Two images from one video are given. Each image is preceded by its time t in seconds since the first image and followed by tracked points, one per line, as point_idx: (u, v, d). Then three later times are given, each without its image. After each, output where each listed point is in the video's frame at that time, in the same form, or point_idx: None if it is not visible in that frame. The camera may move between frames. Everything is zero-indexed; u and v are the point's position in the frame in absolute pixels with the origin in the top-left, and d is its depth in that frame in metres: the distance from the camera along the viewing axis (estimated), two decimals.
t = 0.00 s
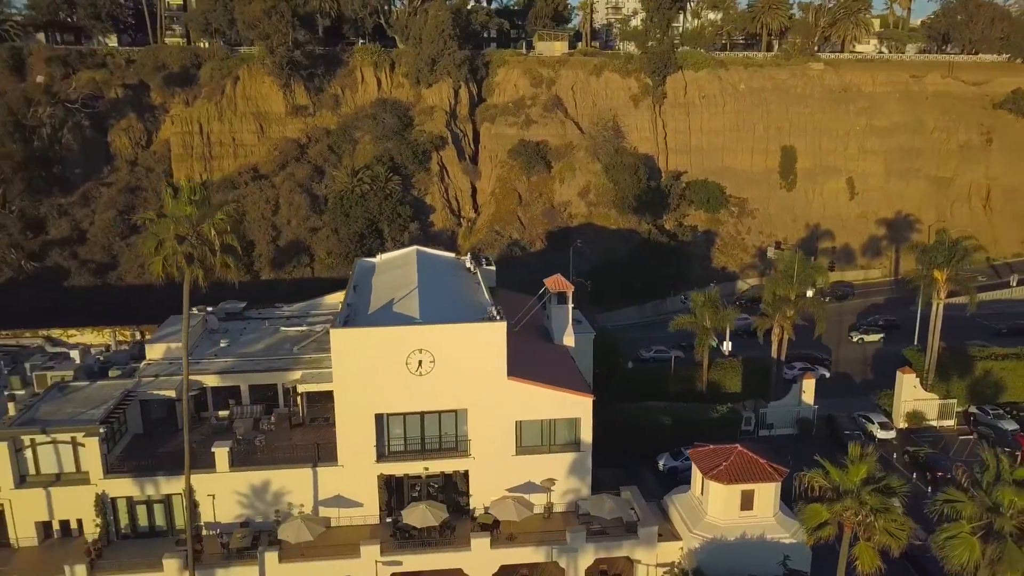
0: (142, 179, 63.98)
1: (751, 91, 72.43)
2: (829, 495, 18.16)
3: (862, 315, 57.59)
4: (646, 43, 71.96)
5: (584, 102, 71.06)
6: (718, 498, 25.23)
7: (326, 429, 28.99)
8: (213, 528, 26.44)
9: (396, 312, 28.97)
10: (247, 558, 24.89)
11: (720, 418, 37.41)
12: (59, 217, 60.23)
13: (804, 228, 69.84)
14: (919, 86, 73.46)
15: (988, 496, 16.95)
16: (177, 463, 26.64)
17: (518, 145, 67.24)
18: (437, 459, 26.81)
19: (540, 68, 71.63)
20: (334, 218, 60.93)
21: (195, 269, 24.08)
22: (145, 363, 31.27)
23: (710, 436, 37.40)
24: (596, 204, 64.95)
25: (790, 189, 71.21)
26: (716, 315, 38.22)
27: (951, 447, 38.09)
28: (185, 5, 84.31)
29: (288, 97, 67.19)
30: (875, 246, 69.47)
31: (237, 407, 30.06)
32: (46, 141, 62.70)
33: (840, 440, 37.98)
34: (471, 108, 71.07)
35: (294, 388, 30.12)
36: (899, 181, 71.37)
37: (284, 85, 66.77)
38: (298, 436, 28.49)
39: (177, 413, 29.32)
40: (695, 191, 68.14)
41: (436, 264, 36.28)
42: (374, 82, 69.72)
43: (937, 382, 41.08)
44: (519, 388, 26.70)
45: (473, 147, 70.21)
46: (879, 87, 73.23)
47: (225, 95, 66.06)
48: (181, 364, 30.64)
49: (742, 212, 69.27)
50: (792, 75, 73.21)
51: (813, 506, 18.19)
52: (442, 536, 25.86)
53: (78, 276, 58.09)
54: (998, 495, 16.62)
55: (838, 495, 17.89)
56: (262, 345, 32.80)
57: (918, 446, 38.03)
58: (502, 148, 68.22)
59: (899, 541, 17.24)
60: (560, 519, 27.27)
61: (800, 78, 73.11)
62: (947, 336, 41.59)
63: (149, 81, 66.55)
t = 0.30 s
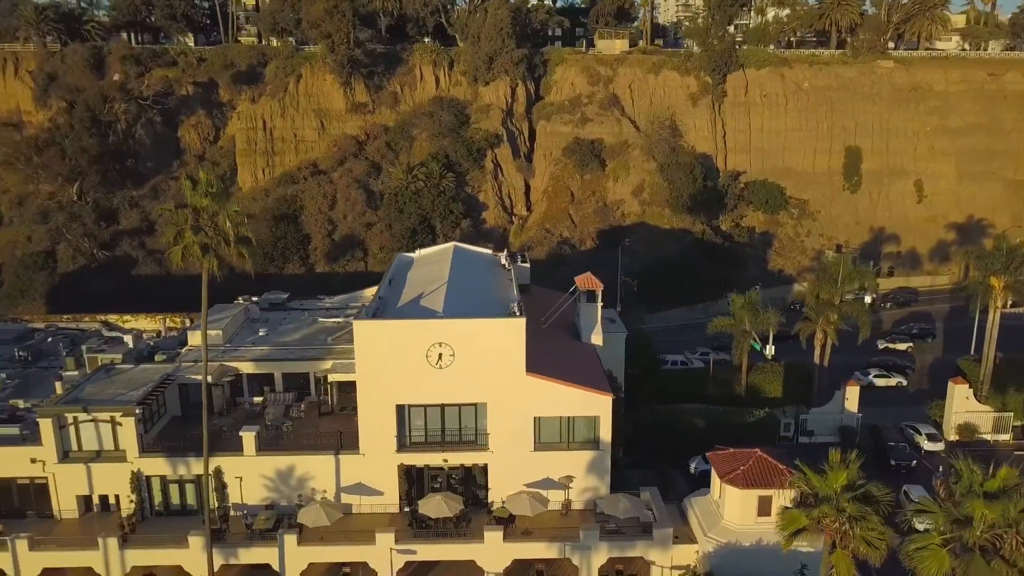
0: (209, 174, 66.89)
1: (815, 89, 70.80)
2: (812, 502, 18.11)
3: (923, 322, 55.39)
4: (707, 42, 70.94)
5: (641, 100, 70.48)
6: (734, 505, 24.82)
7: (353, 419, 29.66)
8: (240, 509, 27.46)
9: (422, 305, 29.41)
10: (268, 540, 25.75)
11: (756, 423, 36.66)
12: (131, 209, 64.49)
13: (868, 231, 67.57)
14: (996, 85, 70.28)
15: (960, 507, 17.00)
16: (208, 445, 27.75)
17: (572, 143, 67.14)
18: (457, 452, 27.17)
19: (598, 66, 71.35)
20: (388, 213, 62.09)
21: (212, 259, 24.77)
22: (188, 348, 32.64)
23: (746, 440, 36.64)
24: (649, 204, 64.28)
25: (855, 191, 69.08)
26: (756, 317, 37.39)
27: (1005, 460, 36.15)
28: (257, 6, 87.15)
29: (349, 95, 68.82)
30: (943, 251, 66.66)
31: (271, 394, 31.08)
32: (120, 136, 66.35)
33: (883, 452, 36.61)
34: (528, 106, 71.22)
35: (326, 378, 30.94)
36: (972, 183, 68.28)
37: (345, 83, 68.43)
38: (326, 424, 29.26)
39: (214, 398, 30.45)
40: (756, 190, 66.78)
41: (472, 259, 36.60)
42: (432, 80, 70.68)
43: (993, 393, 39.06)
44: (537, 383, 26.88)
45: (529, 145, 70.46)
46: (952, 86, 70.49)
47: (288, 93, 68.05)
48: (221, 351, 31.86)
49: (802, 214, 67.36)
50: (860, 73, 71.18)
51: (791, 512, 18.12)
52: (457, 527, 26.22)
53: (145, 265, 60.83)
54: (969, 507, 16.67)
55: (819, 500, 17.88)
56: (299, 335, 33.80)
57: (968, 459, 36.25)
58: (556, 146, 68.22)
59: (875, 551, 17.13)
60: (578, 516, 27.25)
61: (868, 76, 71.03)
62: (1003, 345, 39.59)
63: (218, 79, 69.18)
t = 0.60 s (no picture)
0: (270, 169, 69.07)
1: (881, 88, 68.51)
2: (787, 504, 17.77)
3: (986, 331, 53.03)
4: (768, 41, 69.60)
5: (699, 98, 69.48)
6: (748, 509, 24.42)
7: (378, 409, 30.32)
8: (267, 492, 28.45)
9: (447, 299, 29.86)
10: (289, 523, 26.63)
11: (791, 429, 35.89)
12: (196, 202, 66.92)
13: (934, 235, 65.03)
14: None
15: (920, 514, 16.07)
16: (239, 429, 28.84)
17: (626, 142, 66.69)
18: (474, 444, 27.51)
19: (655, 63, 70.60)
20: (440, 209, 62.98)
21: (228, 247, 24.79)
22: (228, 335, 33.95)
23: (779, 446, 35.95)
24: (702, 203, 63.35)
25: (921, 193, 66.61)
26: (795, 321, 36.53)
27: None
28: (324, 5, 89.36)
29: (406, 92, 70.00)
30: (1015, 257, 63.61)
31: (304, 382, 32.06)
32: (188, 132, 69.14)
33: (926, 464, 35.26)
34: (584, 104, 70.98)
35: (356, 368, 31.73)
36: None
37: (402, 81, 69.61)
38: (352, 413, 30.01)
39: (248, 385, 31.61)
40: (814, 192, 65.07)
41: (507, 255, 36.94)
42: (489, 78, 71.25)
43: None
44: (555, 380, 27.01)
45: (583, 143, 70.31)
46: None
47: (347, 90, 69.65)
48: (258, 338, 33.04)
49: (864, 217, 65.30)
50: (929, 71, 68.52)
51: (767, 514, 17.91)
52: (472, 519, 26.58)
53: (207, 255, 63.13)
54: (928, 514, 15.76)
55: (792, 503, 17.56)
56: (334, 326, 34.75)
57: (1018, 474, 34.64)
58: (610, 144, 67.84)
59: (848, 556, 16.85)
60: (593, 514, 27.23)
61: (939, 74, 68.32)
62: None
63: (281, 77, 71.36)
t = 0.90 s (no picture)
0: (329, 164, 70.84)
1: (952, 86, 65.89)
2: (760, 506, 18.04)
3: None
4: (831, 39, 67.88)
5: (758, 97, 68.19)
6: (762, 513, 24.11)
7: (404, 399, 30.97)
8: (295, 476, 29.42)
9: (473, 294, 30.32)
10: (312, 507, 27.49)
11: (828, 435, 35.02)
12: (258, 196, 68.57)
13: (1004, 241, 62.21)
14: None
15: (877, 519, 16.06)
16: (270, 415, 29.90)
17: (680, 140, 65.96)
18: (493, 438, 27.88)
19: (713, 62, 69.63)
20: (491, 206, 63.67)
21: (247, 238, 24.39)
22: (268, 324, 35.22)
23: (815, 452, 35.01)
24: (757, 204, 62.14)
25: (992, 197, 63.80)
26: (835, 325, 35.72)
27: None
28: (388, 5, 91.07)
29: (462, 90, 70.90)
30: None
31: (336, 371, 33.00)
32: (253, 128, 71.52)
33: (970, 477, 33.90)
34: (640, 102, 70.34)
35: (386, 359, 32.51)
36: None
37: (458, 79, 70.57)
38: (380, 403, 30.74)
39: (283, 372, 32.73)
40: (876, 193, 63.03)
41: (541, 252, 37.20)
42: (545, 76, 71.45)
43: None
44: (572, 378, 27.13)
45: (639, 142, 69.45)
46: None
47: (405, 88, 70.93)
48: (295, 328, 34.18)
49: (929, 220, 62.92)
50: (1004, 68, 65.58)
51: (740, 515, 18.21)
52: (487, 511, 26.97)
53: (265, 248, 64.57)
54: (883, 521, 15.81)
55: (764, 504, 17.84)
56: (369, 317, 35.66)
57: None
58: (665, 143, 67.15)
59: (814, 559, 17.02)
60: (609, 512, 27.26)
61: (1014, 72, 65.33)
62: None
63: (343, 75, 73.32)
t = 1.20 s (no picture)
0: (386, 162, 72.37)
1: None
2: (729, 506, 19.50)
3: None
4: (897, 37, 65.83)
5: (819, 96, 66.59)
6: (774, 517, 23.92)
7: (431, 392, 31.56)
8: (323, 463, 30.38)
9: (499, 290, 30.71)
10: (334, 493, 28.35)
11: (863, 443, 34.11)
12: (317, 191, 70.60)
13: None
14: None
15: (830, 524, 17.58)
16: (301, 402, 30.92)
17: (736, 141, 64.95)
18: (512, 433, 28.20)
19: (773, 61, 68.35)
20: (541, 205, 64.15)
21: (267, 231, 26.02)
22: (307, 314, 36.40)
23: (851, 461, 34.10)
24: (813, 206, 60.68)
25: None
26: (875, 331, 34.80)
27: None
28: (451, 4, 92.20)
29: (516, 90, 71.45)
30: None
31: (368, 363, 33.87)
32: (314, 125, 73.62)
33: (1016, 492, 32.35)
34: (696, 101, 69.37)
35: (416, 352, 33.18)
36: None
37: (513, 78, 71.14)
38: (407, 395, 31.44)
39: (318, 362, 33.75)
40: (941, 197, 60.68)
41: (574, 251, 37.30)
42: (600, 75, 71.33)
43: None
44: (590, 375, 27.21)
45: (694, 141, 68.52)
46: None
47: (460, 87, 71.86)
48: (332, 319, 35.22)
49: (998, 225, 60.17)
50: None
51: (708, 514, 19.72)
52: (503, 504, 27.33)
53: (321, 243, 66.24)
54: (830, 525, 17.41)
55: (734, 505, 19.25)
56: (403, 311, 36.44)
57: None
58: (720, 143, 66.17)
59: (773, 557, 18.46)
60: (625, 510, 27.28)
61: None
62: None
63: (402, 74, 74.78)
